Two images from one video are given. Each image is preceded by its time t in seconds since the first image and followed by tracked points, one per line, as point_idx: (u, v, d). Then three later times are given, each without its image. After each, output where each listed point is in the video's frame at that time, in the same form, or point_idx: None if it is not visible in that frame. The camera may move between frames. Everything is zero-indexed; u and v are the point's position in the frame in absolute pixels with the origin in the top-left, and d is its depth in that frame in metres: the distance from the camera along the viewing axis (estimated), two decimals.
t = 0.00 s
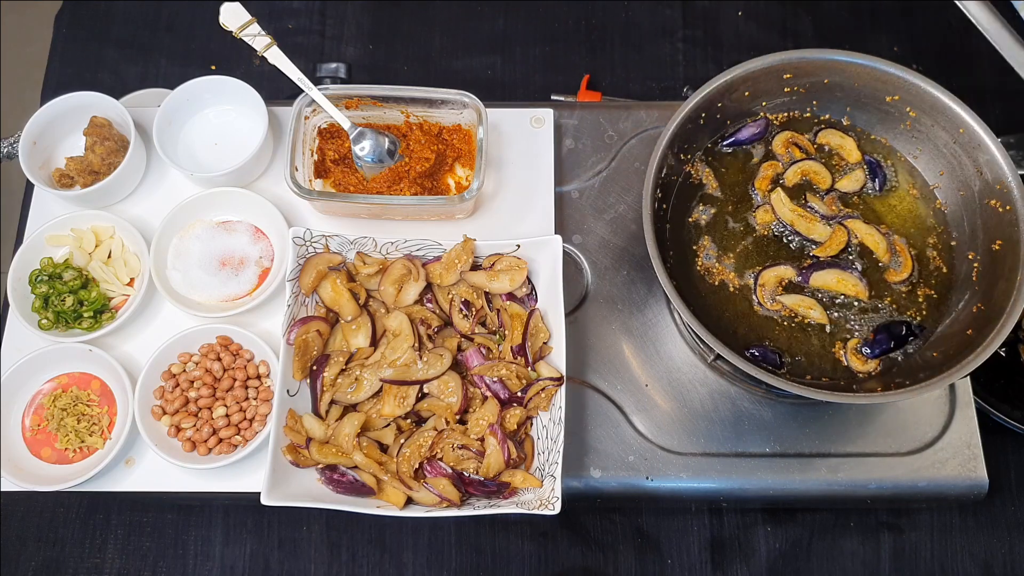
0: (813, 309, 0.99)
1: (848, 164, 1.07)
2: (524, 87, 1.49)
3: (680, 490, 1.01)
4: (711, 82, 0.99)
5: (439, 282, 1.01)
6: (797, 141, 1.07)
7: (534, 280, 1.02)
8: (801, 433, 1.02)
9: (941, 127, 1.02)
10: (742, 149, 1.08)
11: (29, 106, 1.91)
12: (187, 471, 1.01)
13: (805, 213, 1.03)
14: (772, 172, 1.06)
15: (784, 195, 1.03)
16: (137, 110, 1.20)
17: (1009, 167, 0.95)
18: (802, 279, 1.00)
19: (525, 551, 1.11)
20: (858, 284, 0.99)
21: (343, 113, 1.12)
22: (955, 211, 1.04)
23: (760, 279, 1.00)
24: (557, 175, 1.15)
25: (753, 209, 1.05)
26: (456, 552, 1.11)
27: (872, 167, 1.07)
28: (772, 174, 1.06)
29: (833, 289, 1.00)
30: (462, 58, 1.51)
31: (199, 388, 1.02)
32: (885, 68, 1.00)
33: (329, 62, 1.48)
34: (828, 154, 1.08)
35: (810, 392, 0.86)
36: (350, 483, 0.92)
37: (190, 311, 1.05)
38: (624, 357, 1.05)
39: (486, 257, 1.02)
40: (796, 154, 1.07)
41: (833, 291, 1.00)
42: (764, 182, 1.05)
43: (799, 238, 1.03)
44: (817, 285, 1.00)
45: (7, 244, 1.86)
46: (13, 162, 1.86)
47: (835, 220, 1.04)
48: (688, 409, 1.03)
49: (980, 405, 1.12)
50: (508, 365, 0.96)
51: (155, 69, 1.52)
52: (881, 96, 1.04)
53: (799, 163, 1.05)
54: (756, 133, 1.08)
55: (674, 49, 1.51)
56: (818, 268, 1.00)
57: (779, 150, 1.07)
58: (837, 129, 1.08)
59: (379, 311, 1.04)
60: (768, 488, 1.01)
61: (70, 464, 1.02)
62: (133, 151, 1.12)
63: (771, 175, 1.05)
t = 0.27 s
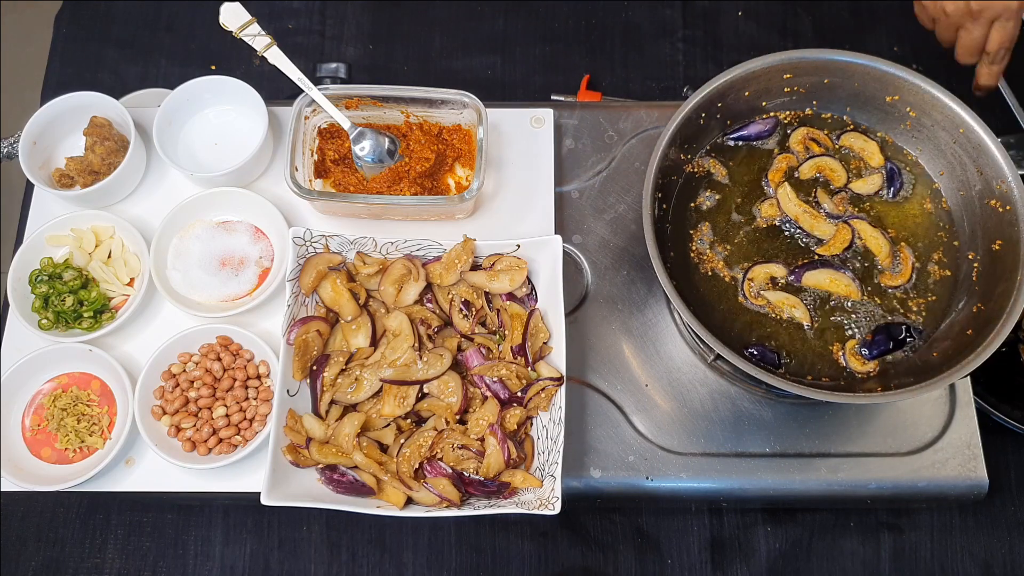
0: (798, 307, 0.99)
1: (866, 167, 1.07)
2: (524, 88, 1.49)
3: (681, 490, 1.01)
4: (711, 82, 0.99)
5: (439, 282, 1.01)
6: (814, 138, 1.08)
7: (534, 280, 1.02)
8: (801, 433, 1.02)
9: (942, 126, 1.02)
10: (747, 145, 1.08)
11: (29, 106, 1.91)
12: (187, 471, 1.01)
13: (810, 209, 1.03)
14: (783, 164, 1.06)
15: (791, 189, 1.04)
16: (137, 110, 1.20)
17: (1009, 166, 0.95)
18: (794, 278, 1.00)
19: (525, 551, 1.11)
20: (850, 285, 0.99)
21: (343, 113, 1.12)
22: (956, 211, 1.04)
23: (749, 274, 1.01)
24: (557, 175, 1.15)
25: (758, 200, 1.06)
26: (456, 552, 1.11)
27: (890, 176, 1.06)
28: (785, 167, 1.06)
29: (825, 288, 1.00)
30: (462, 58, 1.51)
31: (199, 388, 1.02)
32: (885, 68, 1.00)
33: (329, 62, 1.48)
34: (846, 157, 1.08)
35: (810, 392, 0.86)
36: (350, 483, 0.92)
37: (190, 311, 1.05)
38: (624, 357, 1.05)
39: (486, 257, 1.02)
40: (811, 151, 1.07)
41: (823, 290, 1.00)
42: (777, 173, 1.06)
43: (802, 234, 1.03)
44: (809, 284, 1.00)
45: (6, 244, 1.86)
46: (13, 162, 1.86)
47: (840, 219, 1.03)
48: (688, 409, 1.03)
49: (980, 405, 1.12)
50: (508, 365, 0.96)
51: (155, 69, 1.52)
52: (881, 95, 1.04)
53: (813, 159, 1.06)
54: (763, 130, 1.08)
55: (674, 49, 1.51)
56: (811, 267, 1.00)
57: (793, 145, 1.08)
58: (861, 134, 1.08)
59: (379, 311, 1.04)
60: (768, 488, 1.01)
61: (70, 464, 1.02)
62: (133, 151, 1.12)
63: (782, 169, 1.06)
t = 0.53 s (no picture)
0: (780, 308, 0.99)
1: (874, 179, 1.06)
2: (524, 87, 1.49)
3: (680, 490, 1.01)
4: (711, 82, 0.99)
5: (439, 282, 1.01)
6: (824, 141, 1.08)
7: (534, 280, 1.02)
8: (801, 433, 1.02)
9: (941, 126, 1.02)
10: (749, 145, 1.08)
11: (29, 106, 1.91)
12: (187, 471, 1.01)
13: (810, 213, 1.03)
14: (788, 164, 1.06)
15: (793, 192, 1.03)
16: (137, 111, 1.20)
17: (1009, 166, 0.95)
18: (780, 280, 1.00)
19: (525, 551, 1.11)
20: (837, 293, 0.99)
21: (343, 113, 1.12)
22: (956, 210, 1.04)
23: (735, 270, 1.01)
24: (556, 175, 1.15)
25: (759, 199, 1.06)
26: (456, 552, 1.11)
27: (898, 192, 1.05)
28: (791, 168, 1.06)
29: (811, 293, 0.99)
30: (462, 58, 1.51)
31: (199, 388, 1.02)
32: (885, 68, 1.00)
33: (329, 62, 1.48)
34: (855, 166, 1.07)
35: (810, 392, 0.86)
36: (350, 483, 0.92)
37: (190, 311, 1.05)
38: (624, 357, 1.05)
39: (486, 257, 1.02)
40: (820, 153, 1.07)
41: (809, 295, 1.00)
42: (782, 173, 1.05)
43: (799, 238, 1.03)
44: (795, 287, 0.99)
45: (6, 244, 1.86)
46: (13, 162, 1.86)
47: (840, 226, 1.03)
48: (688, 409, 1.03)
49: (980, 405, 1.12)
50: (508, 365, 0.96)
51: (155, 69, 1.52)
52: (881, 95, 1.04)
53: (822, 162, 1.06)
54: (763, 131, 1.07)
55: (674, 49, 1.51)
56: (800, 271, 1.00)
57: (802, 146, 1.08)
58: (874, 145, 1.07)
59: (379, 311, 1.04)
60: (768, 488, 1.01)
61: (70, 464, 1.02)
62: (133, 150, 1.12)
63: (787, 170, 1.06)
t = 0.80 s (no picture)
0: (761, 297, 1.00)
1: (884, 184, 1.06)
2: (524, 88, 1.49)
3: (680, 490, 1.01)
4: (711, 83, 0.99)
5: (439, 282, 1.01)
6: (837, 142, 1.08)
7: (534, 280, 1.02)
8: (801, 433, 1.02)
9: (941, 126, 1.02)
10: (755, 142, 1.08)
11: (29, 107, 1.91)
12: (187, 471, 1.01)
13: (813, 208, 1.03)
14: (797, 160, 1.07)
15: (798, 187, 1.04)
16: (137, 111, 1.20)
17: (1008, 166, 0.95)
18: (766, 273, 1.01)
19: (525, 551, 1.11)
20: (822, 288, 0.99)
21: (343, 113, 1.12)
22: (955, 210, 1.04)
23: (722, 258, 1.02)
24: (557, 175, 1.15)
25: (765, 190, 1.06)
26: (456, 552, 1.11)
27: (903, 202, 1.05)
28: (801, 165, 1.07)
29: (794, 287, 1.00)
30: (462, 58, 1.51)
31: (199, 388, 1.02)
32: (885, 68, 1.00)
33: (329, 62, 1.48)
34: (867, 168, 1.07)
35: (810, 392, 0.86)
36: (350, 483, 0.92)
37: (190, 311, 1.05)
38: (624, 357, 1.05)
39: (486, 257, 1.02)
40: (833, 154, 1.08)
41: (792, 290, 1.00)
42: (790, 168, 1.06)
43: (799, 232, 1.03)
44: (780, 281, 1.00)
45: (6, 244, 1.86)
46: (13, 162, 1.86)
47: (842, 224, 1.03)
48: (688, 409, 1.03)
49: (980, 405, 1.12)
50: (508, 365, 0.96)
51: (155, 69, 1.52)
52: (881, 96, 1.04)
53: (833, 161, 1.06)
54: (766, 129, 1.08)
55: (674, 49, 1.51)
56: (787, 265, 1.00)
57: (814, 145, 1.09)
58: (886, 151, 1.07)
59: (379, 311, 1.04)
60: (768, 488, 1.01)
61: (70, 464, 1.02)
62: (133, 151, 1.12)
63: (796, 166, 1.07)
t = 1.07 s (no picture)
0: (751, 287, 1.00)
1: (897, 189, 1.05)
2: (524, 87, 1.49)
3: (680, 490, 1.01)
4: (711, 83, 0.99)
5: (439, 282, 1.01)
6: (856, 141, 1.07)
7: (534, 281, 1.02)
8: (801, 433, 1.02)
9: (941, 126, 1.02)
10: (763, 136, 1.08)
11: (29, 107, 1.91)
12: (187, 471, 1.01)
13: (820, 204, 1.03)
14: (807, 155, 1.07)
15: (808, 182, 1.04)
16: (137, 111, 1.20)
17: (1009, 166, 0.95)
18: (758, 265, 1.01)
19: (525, 551, 1.11)
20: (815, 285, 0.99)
21: (343, 113, 1.12)
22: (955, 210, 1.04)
23: (715, 248, 1.02)
24: (557, 175, 1.15)
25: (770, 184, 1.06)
26: (456, 552, 1.11)
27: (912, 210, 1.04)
28: (814, 160, 1.06)
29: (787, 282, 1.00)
30: (462, 58, 1.51)
31: (199, 388, 1.02)
32: (885, 68, 1.00)
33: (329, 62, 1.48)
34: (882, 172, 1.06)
35: (810, 392, 0.86)
36: (350, 483, 0.92)
37: (190, 311, 1.05)
38: (624, 357, 1.05)
39: (486, 257, 1.02)
40: (850, 153, 1.07)
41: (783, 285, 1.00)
42: (804, 162, 1.06)
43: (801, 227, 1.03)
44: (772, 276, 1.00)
45: (6, 244, 1.86)
46: (13, 163, 1.86)
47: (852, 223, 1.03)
48: (688, 409, 1.03)
49: (979, 405, 1.12)
50: (508, 365, 0.96)
51: (155, 69, 1.52)
52: (881, 95, 1.04)
53: (849, 160, 1.06)
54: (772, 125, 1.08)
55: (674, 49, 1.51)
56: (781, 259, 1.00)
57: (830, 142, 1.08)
58: (903, 157, 1.06)
59: (378, 311, 1.04)
60: (768, 488, 1.01)
61: (70, 464, 1.02)
62: (132, 151, 1.12)
63: (809, 160, 1.06)
